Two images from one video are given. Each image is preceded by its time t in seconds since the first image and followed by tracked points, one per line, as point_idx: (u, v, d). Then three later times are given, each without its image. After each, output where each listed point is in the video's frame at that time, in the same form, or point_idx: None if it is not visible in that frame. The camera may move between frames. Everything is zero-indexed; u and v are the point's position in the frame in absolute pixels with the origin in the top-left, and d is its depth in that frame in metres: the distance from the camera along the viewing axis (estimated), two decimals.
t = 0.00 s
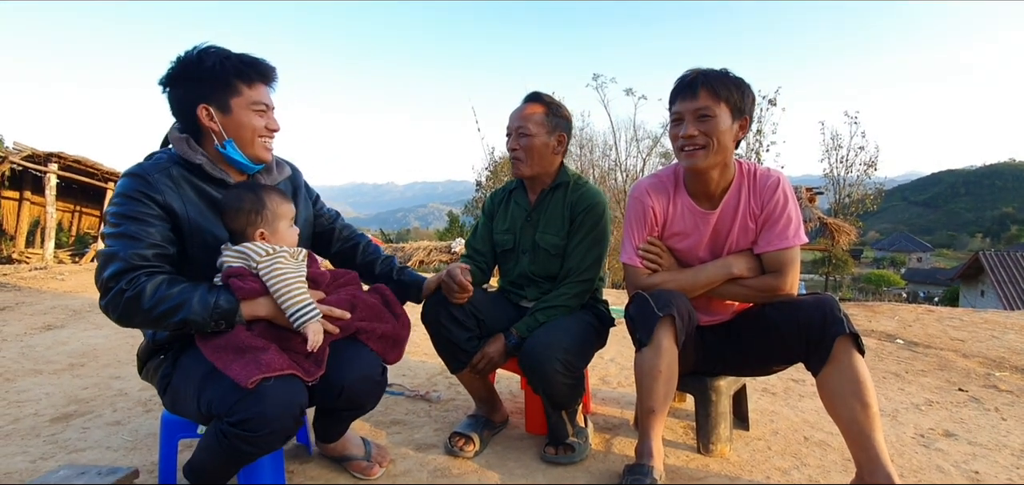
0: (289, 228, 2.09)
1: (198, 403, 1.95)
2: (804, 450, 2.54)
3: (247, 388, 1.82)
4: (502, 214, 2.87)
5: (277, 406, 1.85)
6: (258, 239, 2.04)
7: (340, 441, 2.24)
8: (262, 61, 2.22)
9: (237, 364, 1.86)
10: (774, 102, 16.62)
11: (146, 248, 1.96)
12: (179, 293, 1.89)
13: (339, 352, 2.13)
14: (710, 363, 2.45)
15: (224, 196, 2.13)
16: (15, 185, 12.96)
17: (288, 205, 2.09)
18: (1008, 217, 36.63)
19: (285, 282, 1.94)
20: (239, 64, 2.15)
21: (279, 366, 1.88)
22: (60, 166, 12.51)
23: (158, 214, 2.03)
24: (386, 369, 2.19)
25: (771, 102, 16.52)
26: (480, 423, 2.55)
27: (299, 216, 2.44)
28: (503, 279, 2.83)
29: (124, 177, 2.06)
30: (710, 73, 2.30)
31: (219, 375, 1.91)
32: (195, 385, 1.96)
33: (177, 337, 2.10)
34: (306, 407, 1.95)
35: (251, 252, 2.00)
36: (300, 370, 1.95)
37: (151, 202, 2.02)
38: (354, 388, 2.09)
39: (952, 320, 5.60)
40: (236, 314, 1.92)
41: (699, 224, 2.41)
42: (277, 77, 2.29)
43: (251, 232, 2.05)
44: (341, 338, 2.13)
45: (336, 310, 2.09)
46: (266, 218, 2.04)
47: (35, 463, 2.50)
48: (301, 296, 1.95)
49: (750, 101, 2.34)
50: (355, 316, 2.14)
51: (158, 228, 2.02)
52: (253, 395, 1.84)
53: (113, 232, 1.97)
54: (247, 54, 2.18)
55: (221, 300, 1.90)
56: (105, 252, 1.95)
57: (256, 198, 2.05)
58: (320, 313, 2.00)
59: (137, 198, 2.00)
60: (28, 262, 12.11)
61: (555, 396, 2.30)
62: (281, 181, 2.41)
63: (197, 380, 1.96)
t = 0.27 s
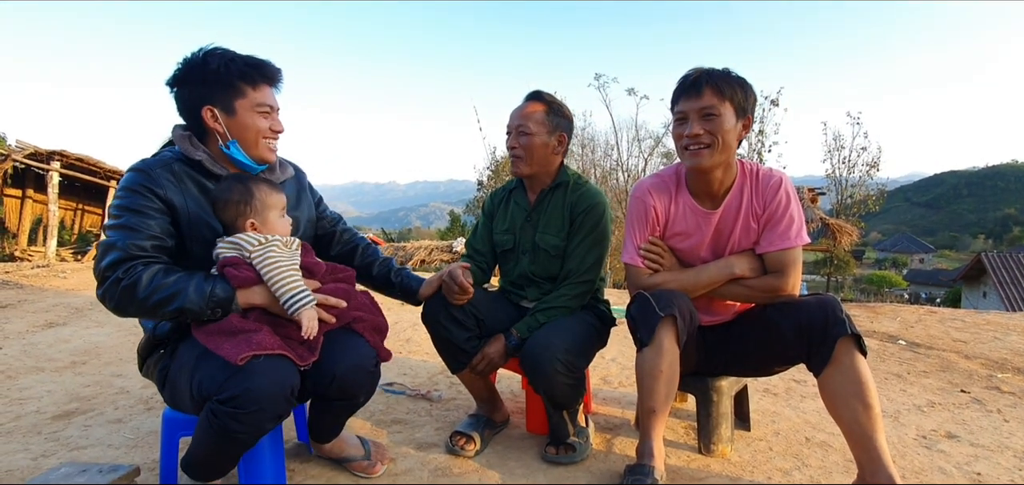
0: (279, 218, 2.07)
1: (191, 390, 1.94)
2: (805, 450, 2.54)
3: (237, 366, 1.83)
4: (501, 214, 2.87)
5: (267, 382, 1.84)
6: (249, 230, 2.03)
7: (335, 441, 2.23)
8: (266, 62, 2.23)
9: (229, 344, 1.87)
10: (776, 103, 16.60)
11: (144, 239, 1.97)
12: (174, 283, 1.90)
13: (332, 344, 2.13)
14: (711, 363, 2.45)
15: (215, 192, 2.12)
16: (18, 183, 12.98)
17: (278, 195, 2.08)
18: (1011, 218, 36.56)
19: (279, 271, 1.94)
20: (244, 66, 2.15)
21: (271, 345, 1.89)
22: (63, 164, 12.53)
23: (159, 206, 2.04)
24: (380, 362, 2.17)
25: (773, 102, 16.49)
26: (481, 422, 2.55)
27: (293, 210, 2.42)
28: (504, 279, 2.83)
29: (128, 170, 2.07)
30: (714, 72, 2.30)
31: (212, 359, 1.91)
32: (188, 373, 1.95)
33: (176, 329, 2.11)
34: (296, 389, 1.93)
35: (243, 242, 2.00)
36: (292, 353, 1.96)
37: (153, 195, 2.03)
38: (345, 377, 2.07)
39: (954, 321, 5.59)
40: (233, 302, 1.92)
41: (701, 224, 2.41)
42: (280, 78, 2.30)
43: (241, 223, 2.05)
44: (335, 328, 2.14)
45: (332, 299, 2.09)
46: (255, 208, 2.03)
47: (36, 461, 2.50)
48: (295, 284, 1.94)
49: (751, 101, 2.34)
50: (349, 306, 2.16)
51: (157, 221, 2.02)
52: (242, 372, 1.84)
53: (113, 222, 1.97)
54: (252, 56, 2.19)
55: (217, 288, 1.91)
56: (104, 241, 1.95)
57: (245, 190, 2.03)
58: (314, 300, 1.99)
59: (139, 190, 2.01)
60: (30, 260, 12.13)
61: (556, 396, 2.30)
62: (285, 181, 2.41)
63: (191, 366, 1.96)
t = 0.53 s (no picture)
0: (280, 210, 2.08)
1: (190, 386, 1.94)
2: (805, 451, 2.54)
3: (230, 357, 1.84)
4: (503, 213, 2.87)
5: (258, 371, 1.84)
6: (250, 221, 2.03)
7: (330, 442, 2.19)
8: (291, 67, 2.24)
9: (222, 335, 1.87)
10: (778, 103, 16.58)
11: (152, 226, 1.98)
12: (176, 270, 1.91)
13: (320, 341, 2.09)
14: (711, 364, 2.45)
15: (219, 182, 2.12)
16: (20, 181, 13.01)
17: (279, 187, 2.09)
18: (1012, 220, 36.49)
19: (276, 266, 1.94)
20: (270, 70, 2.16)
21: (263, 336, 1.88)
22: (64, 163, 12.55)
23: (172, 196, 2.06)
24: (369, 363, 2.15)
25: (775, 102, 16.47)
26: (481, 422, 2.55)
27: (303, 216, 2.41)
28: (506, 278, 2.83)
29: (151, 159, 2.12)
30: (717, 71, 2.30)
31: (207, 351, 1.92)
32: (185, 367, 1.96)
33: (175, 323, 2.11)
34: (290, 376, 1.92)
35: (244, 235, 2.00)
36: (286, 344, 1.95)
37: (169, 184, 2.06)
38: (331, 377, 2.05)
39: (955, 322, 5.58)
40: (229, 295, 1.93)
41: (702, 224, 2.41)
42: (303, 83, 2.30)
43: (242, 214, 2.05)
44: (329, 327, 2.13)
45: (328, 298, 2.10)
46: (256, 198, 2.04)
47: (37, 458, 2.51)
48: (291, 279, 1.95)
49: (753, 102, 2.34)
50: (345, 305, 2.17)
51: (168, 209, 2.04)
52: (235, 363, 1.84)
53: (126, 207, 2.00)
54: (278, 61, 2.20)
55: (214, 279, 1.91)
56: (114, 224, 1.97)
57: (247, 180, 2.05)
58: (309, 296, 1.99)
59: (156, 178, 2.04)
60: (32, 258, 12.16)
61: (559, 395, 2.30)
62: (301, 182, 2.43)
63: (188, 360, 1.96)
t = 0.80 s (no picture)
0: (292, 211, 2.06)
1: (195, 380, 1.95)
2: (807, 450, 2.53)
3: (243, 357, 1.83)
4: (508, 211, 2.87)
5: (269, 375, 1.84)
6: (263, 222, 2.02)
7: (335, 441, 2.20)
8: (310, 69, 2.23)
9: (236, 335, 1.87)
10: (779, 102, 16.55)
11: (167, 222, 1.98)
12: (189, 269, 1.91)
13: (332, 348, 2.09)
14: (714, 362, 2.45)
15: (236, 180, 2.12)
16: (21, 180, 13.02)
17: (291, 188, 2.08)
18: (1014, 220, 36.44)
19: (290, 270, 1.94)
20: (289, 73, 2.16)
21: (276, 340, 1.88)
22: (66, 162, 12.56)
23: (189, 193, 2.06)
24: (380, 369, 2.14)
25: (776, 102, 16.46)
26: (483, 421, 2.55)
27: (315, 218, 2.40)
28: (509, 275, 2.83)
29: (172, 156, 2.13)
30: (721, 69, 2.29)
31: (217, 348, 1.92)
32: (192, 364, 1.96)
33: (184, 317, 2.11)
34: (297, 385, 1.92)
35: (258, 237, 2.00)
36: (297, 350, 1.95)
37: (187, 182, 2.06)
38: (344, 383, 2.05)
39: (957, 322, 5.57)
40: (241, 295, 1.93)
41: (704, 223, 2.40)
42: (321, 85, 2.30)
43: (255, 214, 2.04)
44: (340, 332, 2.13)
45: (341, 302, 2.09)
46: (269, 199, 2.03)
47: (39, 457, 2.51)
48: (303, 283, 1.94)
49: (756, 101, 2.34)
50: (356, 311, 2.15)
51: (184, 206, 2.04)
52: (245, 364, 1.84)
53: (143, 203, 2.00)
54: (297, 63, 2.19)
55: (227, 280, 1.91)
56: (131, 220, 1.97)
57: (260, 182, 2.04)
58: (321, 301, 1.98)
59: (174, 175, 2.05)
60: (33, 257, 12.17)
61: (560, 394, 2.30)
62: (315, 184, 2.42)
63: (195, 357, 1.96)
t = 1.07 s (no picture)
0: (302, 213, 2.07)
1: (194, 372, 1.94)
2: (806, 449, 2.54)
3: (245, 351, 1.84)
4: (509, 209, 2.88)
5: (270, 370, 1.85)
6: (274, 223, 2.02)
7: (334, 439, 2.20)
8: (316, 69, 2.22)
9: (240, 328, 1.88)
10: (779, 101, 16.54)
11: (173, 223, 1.97)
12: (196, 270, 1.90)
13: (334, 350, 2.10)
14: (713, 361, 2.45)
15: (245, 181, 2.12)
16: (21, 179, 13.02)
17: (302, 189, 2.07)
18: (1014, 219, 36.43)
19: (295, 272, 1.94)
20: (295, 72, 2.15)
21: (280, 337, 1.89)
22: (65, 161, 12.55)
23: (194, 193, 2.05)
24: (382, 371, 2.14)
25: (776, 101, 16.45)
26: (482, 420, 2.55)
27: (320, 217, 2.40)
28: (509, 273, 2.83)
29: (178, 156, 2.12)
30: (727, 68, 2.29)
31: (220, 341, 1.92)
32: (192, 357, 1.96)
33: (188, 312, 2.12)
34: (294, 385, 1.93)
35: (264, 237, 2.00)
36: (298, 348, 1.96)
37: (192, 182, 2.05)
38: (346, 386, 2.05)
39: (956, 321, 5.57)
40: (247, 296, 1.93)
41: (703, 221, 2.40)
42: (327, 85, 2.29)
43: (266, 215, 2.03)
44: (342, 333, 2.13)
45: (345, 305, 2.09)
46: (281, 200, 2.03)
47: (39, 455, 2.51)
48: (308, 287, 1.94)
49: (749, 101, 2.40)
50: (361, 313, 2.16)
51: (189, 206, 2.03)
52: (247, 358, 1.84)
53: (148, 203, 1.99)
54: (303, 62, 2.19)
55: (232, 281, 1.92)
56: (136, 221, 1.96)
57: (272, 182, 2.03)
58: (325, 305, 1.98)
59: (180, 176, 2.04)
60: (33, 256, 12.17)
61: (557, 392, 2.30)
62: (320, 184, 2.42)
63: (196, 349, 1.96)
